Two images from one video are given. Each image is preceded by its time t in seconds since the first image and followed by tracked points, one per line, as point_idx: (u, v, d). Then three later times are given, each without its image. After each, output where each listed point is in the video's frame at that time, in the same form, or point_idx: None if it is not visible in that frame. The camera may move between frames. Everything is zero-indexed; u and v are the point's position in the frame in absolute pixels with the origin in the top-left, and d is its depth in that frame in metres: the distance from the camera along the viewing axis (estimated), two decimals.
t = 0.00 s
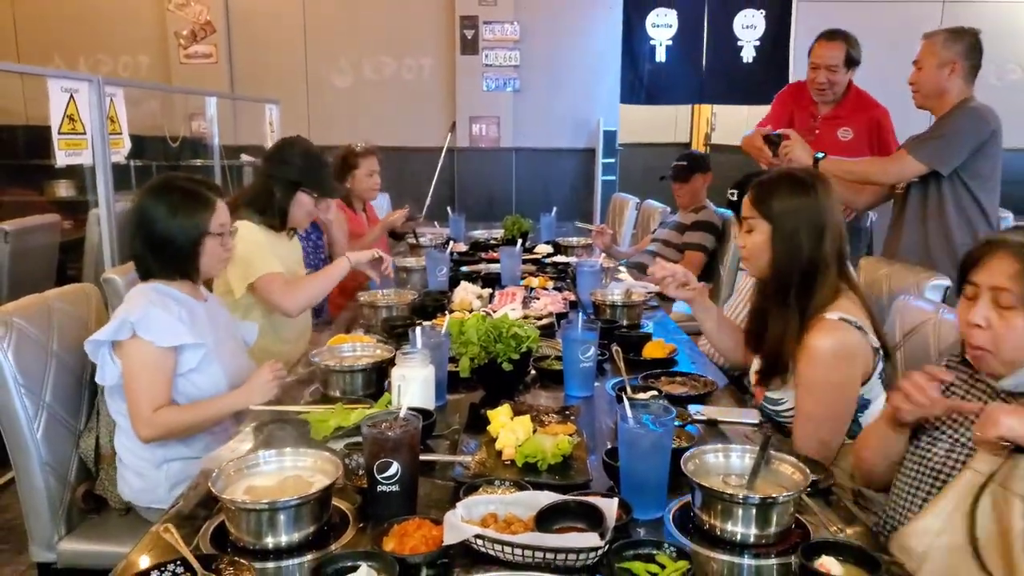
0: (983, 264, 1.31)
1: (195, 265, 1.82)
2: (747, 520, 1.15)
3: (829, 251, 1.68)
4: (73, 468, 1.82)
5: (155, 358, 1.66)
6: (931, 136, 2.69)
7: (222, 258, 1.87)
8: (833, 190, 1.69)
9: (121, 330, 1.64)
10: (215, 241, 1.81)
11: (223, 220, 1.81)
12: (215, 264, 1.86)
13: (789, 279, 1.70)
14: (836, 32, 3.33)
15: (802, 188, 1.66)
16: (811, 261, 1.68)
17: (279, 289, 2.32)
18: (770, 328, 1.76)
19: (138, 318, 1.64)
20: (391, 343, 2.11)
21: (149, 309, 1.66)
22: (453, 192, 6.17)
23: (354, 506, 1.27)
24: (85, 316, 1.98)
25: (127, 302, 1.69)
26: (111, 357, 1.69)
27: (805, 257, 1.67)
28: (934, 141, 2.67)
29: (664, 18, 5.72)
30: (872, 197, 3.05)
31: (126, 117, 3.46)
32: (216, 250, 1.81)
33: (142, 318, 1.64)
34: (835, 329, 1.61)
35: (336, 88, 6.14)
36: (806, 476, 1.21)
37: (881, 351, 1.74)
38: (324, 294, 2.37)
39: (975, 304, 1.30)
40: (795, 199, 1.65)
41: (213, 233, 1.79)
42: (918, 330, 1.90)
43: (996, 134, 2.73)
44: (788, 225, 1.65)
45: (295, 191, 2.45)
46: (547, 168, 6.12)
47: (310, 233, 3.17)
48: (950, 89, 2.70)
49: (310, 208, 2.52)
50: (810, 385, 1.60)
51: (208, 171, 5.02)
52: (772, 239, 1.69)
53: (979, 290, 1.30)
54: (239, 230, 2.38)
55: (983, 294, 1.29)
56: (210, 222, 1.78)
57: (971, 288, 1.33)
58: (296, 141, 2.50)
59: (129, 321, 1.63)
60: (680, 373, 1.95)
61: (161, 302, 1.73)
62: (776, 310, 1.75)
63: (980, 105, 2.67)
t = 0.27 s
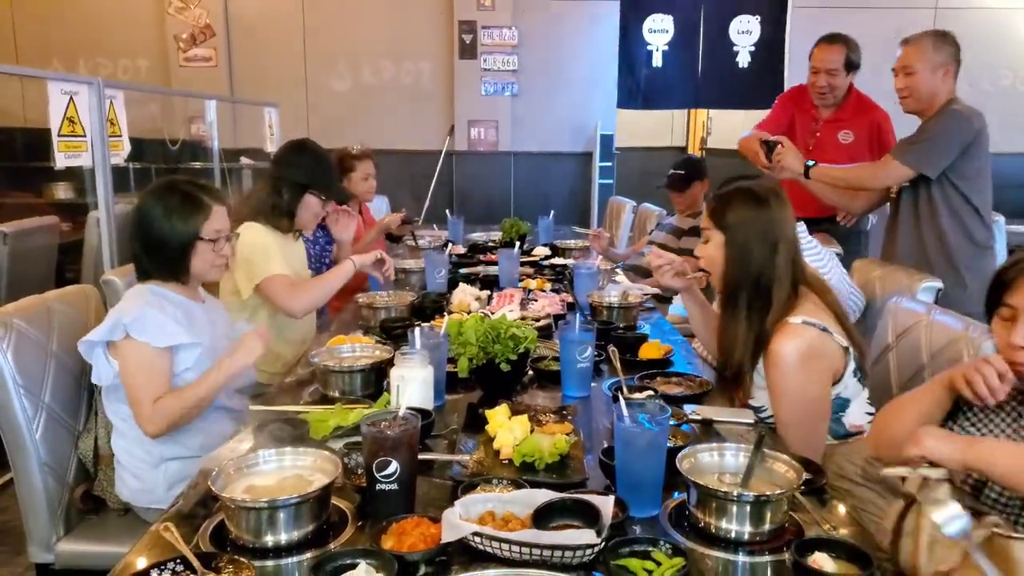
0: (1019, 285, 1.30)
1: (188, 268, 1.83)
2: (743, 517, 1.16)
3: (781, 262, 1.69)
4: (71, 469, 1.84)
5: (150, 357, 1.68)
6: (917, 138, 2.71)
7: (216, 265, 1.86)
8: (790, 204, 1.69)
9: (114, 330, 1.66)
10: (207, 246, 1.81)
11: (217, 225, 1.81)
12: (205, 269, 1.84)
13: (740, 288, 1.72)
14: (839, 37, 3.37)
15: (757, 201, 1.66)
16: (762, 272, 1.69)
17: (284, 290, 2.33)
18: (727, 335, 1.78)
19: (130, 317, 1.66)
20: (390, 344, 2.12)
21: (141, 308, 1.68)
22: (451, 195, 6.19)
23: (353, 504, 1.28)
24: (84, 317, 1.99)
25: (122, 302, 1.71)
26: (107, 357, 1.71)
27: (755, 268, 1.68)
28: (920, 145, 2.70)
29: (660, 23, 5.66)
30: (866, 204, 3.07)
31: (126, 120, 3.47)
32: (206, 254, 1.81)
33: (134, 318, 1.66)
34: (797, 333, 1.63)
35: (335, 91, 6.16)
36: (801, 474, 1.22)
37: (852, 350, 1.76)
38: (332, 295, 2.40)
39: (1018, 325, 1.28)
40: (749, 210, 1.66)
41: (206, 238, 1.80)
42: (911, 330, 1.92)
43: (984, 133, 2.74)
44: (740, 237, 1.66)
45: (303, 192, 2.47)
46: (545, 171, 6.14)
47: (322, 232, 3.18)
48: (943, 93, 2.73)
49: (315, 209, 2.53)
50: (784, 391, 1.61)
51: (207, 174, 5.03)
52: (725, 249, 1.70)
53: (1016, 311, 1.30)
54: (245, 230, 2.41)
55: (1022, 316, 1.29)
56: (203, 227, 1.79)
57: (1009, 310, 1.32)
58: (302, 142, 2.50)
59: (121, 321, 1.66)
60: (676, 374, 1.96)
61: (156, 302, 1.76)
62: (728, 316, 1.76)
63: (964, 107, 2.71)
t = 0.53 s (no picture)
0: (1014, 289, 1.27)
1: (184, 269, 1.84)
2: (736, 516, 1.17)
3: (751, 273, 1.71)
4: (69, 470, 1.84)
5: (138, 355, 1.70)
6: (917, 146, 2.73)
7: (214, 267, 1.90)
8: (760, 216, 1.72)
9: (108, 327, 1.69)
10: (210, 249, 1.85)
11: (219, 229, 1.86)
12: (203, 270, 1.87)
13: (711, 297, 1.73)
14: (835, 41, 3.42)
15: (727, 214, 1.70)
16: (732, 280, 1.71)
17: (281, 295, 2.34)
18: (700, 343, 1.79)
19: (123, 313, 1.69)
20: (387, 346, 2.13)
21: (134, 305, 1.71)
22: (447, 198, 6.20)
23: (351, 503, 1.29)
24: (83, 319, 2.00)
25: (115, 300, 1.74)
26: (100, 356, 1.73)
27: (725, 277, 1.71)
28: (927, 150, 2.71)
29: (656, 27, 5.71)
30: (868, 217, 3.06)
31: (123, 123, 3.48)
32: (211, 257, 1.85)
33: (127, 314, 1.70)
34: (780, 336, 1.65)
35: (331, 95, 6.17)
36: (793, 474, 1.24)
37: (838, 352, 1.78)
38: (327, 297, 2.40)
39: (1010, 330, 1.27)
40: (718, 222, 1.70)
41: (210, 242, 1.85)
42: (902, 332, 1.94)
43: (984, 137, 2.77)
44: (709, 249, 1.70)
45: (304, 195, 2.48)
46: (541, 174, 6.16)
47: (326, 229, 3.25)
48: (935, 98, 2.76)
49: (315, 213, 2.55)
50: (769, 396, 1.63)
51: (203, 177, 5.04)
52: (696, 260, 1.74)
53: (1013, 316, 1.27)
54: (245, 233, 2.44)
55: (1017, 320, 1.26)
56: (207, 231, 1.86)
57: (1004, 313, 1.29)
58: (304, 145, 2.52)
59: (107, 320, 1.69)
60: (671, 375, 1.98)
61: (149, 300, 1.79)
62: (700, 326, 1.78)
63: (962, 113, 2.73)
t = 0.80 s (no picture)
0: (998, 298, 1.28)
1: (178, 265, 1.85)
2: (727, 513, 1.19)
3: (738, 274, 1.73)
4: (65, 464, 1.85)
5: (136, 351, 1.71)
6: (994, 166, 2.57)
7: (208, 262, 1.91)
8: (747, 218, 1.73)
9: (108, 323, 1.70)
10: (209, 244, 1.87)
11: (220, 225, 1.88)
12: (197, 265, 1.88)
13: (700, 300, 1.76)
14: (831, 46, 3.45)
15: (716, 217, 1.71)
16: (719, 283, 1.73)
17: (270, 288, 2.36)
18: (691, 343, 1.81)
19: (124, 309, 1.71)
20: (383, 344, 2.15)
21: (134, 302, 1.73)
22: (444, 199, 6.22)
23: (346, 498, 1.31)
24: (80, 315, 2.01)
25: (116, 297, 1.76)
26: (99, 352, 1.74)
27: (713, 280, 1.73)
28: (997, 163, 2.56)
29: (654, 31, 5.71)
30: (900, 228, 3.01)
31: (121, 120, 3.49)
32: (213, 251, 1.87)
33: (127, 311, 1.71)
34: (771, 339, 1.67)
35: (329, 94, 6.18)
36: (784, 472, 1.26)
37: (829, 355, 1.80)
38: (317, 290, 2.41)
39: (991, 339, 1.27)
40: (707, 226, 1.71)
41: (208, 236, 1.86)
42: (894, 336, 1.96)
43: None
44: (695, 252, 1.72)
45: (302, 194, 2.49)
46: (539, 176, 6.19)
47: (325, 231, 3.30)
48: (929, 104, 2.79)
49: (312, 211, 2.56)
50: (759, 398, 1.65)
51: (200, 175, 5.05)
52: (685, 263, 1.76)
53: (994, 325, 1.27)
54: (241, 230, 2.46)
55: (999, 330, 1.26)
56: (205, 225, 1.85)
57: (987, 323, 1.29)
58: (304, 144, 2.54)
59: (107, 317, 1.70)
60: (664, 376, 1.99)
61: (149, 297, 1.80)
62: (691, 327, 1.80)
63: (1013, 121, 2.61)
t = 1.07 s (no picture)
0: (983, 301, 1.27)
1: (167, 249, 1.86)
2: (715, 498, 1.21)
3: (732, 262, 1.75)
4: (56, 450, 1.86)
5: (132, 339, 1.71)
6: None
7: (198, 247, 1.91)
8: (739, 207, 1.77)
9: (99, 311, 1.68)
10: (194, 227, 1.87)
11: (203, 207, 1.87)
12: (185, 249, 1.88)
13: (694, 288, 1.78)
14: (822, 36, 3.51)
15: (706, 207, 1.74)
16: (713, 272, 1.75)
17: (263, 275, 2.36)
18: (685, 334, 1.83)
19: (115, 298, 1.68)
20: (375, 332, 2.15)
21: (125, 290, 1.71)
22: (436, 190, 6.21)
23: (339, 483, 1.32)
24: (70, 302, 2.00)
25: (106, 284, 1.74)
26: (91, 339, 1.72)
27: (707, 268, 1.75)
28: None
29: (649, 21, 5.73)
30: (940, 219, 2.82)
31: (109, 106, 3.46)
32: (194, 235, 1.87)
33: (119, 299, 1.69)
34: (761, 330, 1.67)
35: (321, 83, 6.15)
36: (772, 458, 1.28)
37: (819, 345, 1.81)
38: (315, 282, 2.42)
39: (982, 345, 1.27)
40: (697, 215, 1.74)
41: (191, 219, 1.86)
42: (882, 326, 1.98)
43: None
44: (689, 241, 1.74)
45: (289, 181, 2.48)
46: (531, 167, 6.19)
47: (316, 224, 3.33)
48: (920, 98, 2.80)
49: (303, 200, 2.55)
50: (749, 387, 1.67)
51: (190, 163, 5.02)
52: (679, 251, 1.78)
53: (982, 330, 1.27)
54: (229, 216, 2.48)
55: (988, 334, 1.26)
56: (188, 208, 1.85)
57: (975, 327, 1.29)
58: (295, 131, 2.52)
59: (104, 304, 1.68)
60: (655, 365, 2.01)
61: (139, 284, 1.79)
62: (685, 316, 1.82)
63: None
